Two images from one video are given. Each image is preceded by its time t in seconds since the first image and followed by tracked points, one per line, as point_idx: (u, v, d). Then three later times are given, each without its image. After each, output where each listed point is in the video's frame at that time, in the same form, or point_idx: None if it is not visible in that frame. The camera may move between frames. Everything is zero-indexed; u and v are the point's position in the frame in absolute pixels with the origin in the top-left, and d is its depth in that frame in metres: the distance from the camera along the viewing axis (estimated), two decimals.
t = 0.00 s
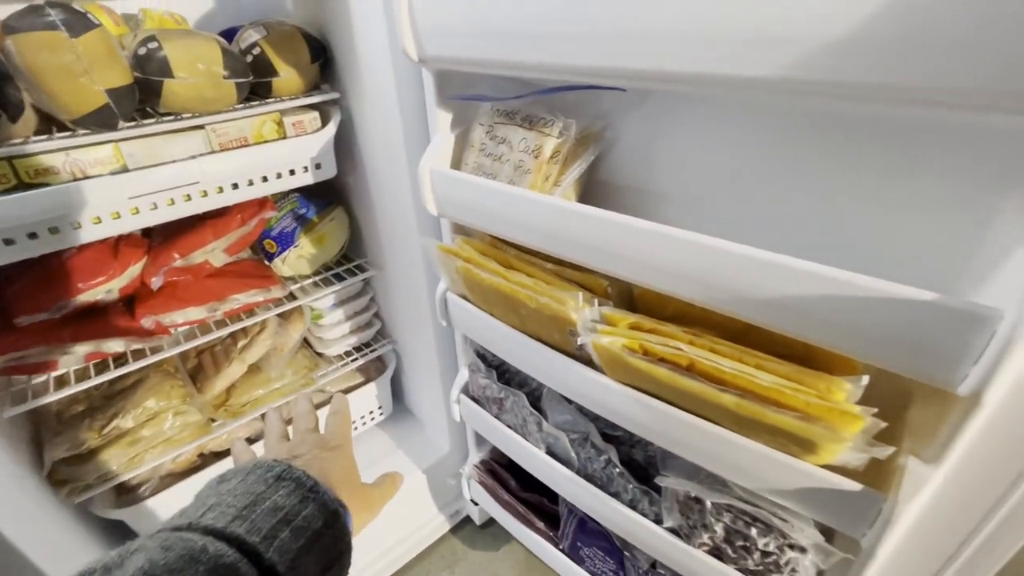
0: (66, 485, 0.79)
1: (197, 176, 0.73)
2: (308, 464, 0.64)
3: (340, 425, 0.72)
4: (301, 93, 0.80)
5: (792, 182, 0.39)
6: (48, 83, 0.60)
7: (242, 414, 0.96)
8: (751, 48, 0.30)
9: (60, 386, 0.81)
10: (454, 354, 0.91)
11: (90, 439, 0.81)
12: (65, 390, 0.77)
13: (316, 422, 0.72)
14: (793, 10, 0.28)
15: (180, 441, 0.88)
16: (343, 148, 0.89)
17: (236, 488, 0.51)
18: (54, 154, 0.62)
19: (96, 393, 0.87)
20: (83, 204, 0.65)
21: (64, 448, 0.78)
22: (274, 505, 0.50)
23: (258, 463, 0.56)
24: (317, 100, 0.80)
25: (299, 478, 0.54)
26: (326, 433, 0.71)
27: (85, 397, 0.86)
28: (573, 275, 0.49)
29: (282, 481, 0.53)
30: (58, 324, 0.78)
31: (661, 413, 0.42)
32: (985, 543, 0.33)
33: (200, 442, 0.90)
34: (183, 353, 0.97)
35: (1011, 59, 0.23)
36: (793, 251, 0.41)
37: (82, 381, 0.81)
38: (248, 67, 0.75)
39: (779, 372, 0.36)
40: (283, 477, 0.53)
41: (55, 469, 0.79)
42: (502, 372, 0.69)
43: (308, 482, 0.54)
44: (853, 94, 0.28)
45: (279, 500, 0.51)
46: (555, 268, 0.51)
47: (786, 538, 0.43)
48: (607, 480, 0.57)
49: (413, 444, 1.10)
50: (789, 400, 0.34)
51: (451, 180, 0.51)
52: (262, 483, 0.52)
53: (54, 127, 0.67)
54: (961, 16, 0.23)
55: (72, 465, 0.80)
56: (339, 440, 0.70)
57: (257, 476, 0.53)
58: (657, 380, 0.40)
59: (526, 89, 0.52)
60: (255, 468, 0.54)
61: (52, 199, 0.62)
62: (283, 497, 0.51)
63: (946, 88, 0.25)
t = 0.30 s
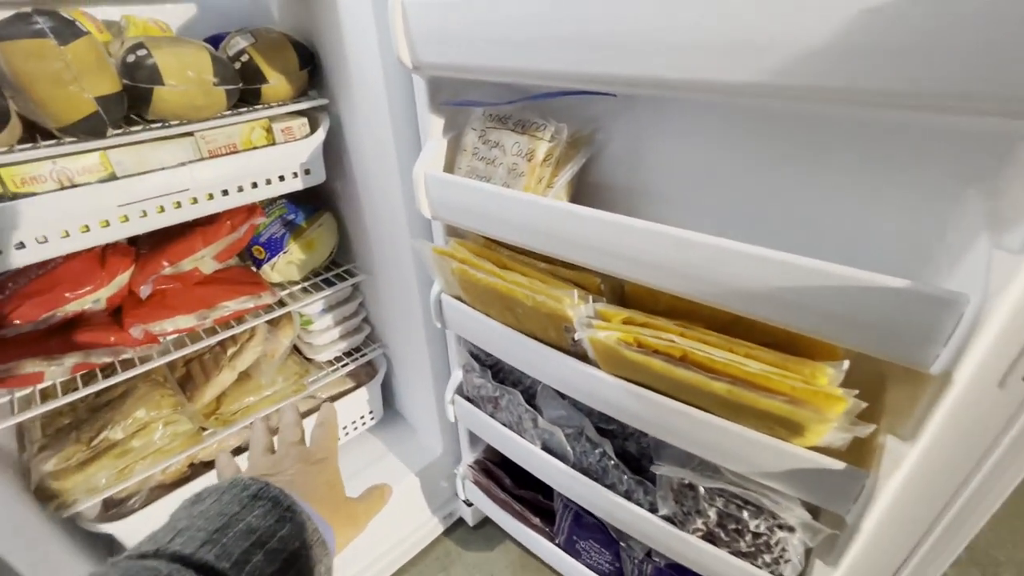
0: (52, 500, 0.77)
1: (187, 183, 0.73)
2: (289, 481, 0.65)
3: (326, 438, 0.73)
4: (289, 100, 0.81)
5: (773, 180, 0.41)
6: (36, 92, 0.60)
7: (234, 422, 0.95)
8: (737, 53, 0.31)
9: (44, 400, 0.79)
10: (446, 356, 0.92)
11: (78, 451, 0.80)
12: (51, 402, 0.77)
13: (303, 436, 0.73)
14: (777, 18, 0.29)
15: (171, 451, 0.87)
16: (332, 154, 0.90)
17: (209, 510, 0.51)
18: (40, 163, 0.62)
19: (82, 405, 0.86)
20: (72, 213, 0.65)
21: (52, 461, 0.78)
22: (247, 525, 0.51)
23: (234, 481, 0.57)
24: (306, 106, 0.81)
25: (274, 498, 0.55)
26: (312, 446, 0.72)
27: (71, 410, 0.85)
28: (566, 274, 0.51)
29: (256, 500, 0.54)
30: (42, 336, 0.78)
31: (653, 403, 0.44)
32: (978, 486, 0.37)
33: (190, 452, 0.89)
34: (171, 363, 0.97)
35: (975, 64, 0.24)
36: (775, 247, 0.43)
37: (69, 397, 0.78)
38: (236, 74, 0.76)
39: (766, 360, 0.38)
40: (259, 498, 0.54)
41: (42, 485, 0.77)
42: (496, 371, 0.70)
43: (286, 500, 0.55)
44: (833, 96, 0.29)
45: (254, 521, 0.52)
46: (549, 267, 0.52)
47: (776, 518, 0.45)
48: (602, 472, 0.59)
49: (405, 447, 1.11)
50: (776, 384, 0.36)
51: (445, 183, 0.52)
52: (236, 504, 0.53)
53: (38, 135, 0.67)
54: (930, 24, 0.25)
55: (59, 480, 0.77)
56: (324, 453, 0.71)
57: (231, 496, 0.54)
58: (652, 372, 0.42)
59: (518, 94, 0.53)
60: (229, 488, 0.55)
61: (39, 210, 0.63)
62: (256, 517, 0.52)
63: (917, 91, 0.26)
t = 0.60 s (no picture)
0: (34, 515, 0.76)
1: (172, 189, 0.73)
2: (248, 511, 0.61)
3: (292, 461, 0.69)
4: (274, 104, 0.81)
5: (755, 179, 0.43)
6: (18, 98, 0.59)
7: (221, 431, 0.94)
8: (723, 57, 0.33)
9: (24, 413, 0.77)
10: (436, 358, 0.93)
11: (61, 464, 0.79)
12: (33, 414, 0.75)
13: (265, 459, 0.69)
14: (761, 24, 0.31)
15: (158, 462, 0.87)
16: (318, 158, 0.90)
17: (151, 547, 0.52)
18: (21, 170, 0.61)
19: (63, 418, 0.85)
20: (53, 221, 0.64)
21: (34, 475, 0.77)
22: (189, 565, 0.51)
23: (183, 516, 0.57)
24: (291, 111, 0.82)
25: (220, 533, 0.55)
26: (276, 471, 0.68)
27: (51, 424, 0.84)
28: (557, 272, 0.52)
29: (200, 538, 0.53)
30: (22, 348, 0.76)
31: (642, 395, 0.46)
32: (949, 465, 0.39)
33: (177, 462, 0.89)
34: (155, 373, 0.95)
35: (944, 68, 0.26)
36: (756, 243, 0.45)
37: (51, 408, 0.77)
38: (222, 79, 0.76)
39: (752, 349, 0.40)
40: (204, 535, 0.54)
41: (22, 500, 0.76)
42: (488, 371, 0.71)
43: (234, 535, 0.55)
44: (815, 98, 0.31)
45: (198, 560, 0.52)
46: (540, 265, 0.54)
47: (763, 502, 0.47)
48: (594, 466, 0.60)
49: (395, 450, 1.11)
50: (761, 371, 0.38)
51: (436, 185, 0.53)
52: (179, 542, 0.53)
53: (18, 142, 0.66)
54: (902, 31, 0.27)
55: (41, 494, 0.76)
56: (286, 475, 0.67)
57: (178, 535, 0.53)
58: (643, 364, 0.44)
59: (505, 98, 0.55)
60: (176, 525, 0.55)
61: (19, 218, 0.62)
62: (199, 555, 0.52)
63: (890, 93, 0.28)
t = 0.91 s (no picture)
0: (14, 542, 0.75)
1: (157, 206, 0.72)
2: None
3: (274, 528, 0.55)
4: (258, 119, 0.80)
5: (739, 193, 0.44)
6: None
7: (207, 449, 0.93)
8: (707, 82, 0.34)
9: (3, 437, 0.76)
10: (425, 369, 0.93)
11: (42, 488, 0.77)
12: (13, 438, 0.74)
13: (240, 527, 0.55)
14: (743, 52, 0.32)
15: (142, 482, 0.86)
16: (303, 172, 0.90)
17: None
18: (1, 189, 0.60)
19: (41, 441, 0.83)
20: (35, 241, 0.63)
21: (14, 502, 0.75)
22: None
23: None
24: (276, 126, 0.81)
25: None
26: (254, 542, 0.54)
27: (29, 447, 0.82)
28: (547, 285, 0.53)
29: None
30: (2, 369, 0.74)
31: (631, 403, 0.47)
32: (923, 464, 0.41)
33: (162, 482, 0.88)
34: (138, 392, 0.93)
35: (915, 94, 0.28)
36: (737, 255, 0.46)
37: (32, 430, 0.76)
38: (206, 95, 0.75)
39: (737, 357, 0.41)
40: None
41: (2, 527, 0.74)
42: (478, 382, 0.72)
43: None
44: (796, 120, 0.32)
45: None
46: (529, 278, 0.55)
47: (750, 504, 0.48)
48: (585, 473, 0.61)
49: (384, 462, 1.11)
50: (746, 379, 0.40)
51: (426, 201, 0.54)
52: None
53: None
54: (875, 60, 0.28)
55: (21, 521, 0.75)
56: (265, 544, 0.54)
57: None
58: (632, 373, 0.45)
59: (492, 116, 0.56)
60: None
61: None
62: None
63: (865, 117, 0.30)
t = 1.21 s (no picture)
0: None
1: (136, 216, 0.69)
2: None
3: None
4: (240, 127, 0.79)
5: (721, 199, 0.45)
6: None
7: (190, 462, 0.92)
8: (688, 93, 0.35)
9: None
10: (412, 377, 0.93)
11: (19, 507, 0.76)
12: None
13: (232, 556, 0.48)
14: (724, 63, 0.33)
15: (123, 498, 0.83)
16: (285, 181, 0.89)
17: None
18: None
19: (17, 458, 0.82)
20: (10, 254, 0.60)
21: None
22: None
23: None
24: (258, 134, 0.80)
25: None
26: None
27: (6, 465, 0.81)
28: (535, 291, 0.54)
29: None
30: None
31: (621, 408, 0.48)
32: (900, 460, 0.42)
33: (144, 497, 0.86)
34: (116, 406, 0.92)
35: (889, 105, 0.29)
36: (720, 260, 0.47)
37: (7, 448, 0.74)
38: (187, 103, 0.72)
39: (722, 360, 0.42)
40: None
41: None
42: (466, 388, 0.72)
43: None
44: (773, 130, 0.33)
45: None
46: (517, 285, 0.55)
47: (737, 503, 0.49)
48: (575, 477, 0.62)
49: (371, 471, 1.10)
50: (732, 381, 0.41)
51: (413, 208, 0.54)
52: None
53: None
54: (850, 73, 0.29)
55: None
56: None
57: None
58: (621, 378, 0.46)
59: (479, 124, 0.56)
60: None
61: None
62: None
63: (839, 127, 0.31)
